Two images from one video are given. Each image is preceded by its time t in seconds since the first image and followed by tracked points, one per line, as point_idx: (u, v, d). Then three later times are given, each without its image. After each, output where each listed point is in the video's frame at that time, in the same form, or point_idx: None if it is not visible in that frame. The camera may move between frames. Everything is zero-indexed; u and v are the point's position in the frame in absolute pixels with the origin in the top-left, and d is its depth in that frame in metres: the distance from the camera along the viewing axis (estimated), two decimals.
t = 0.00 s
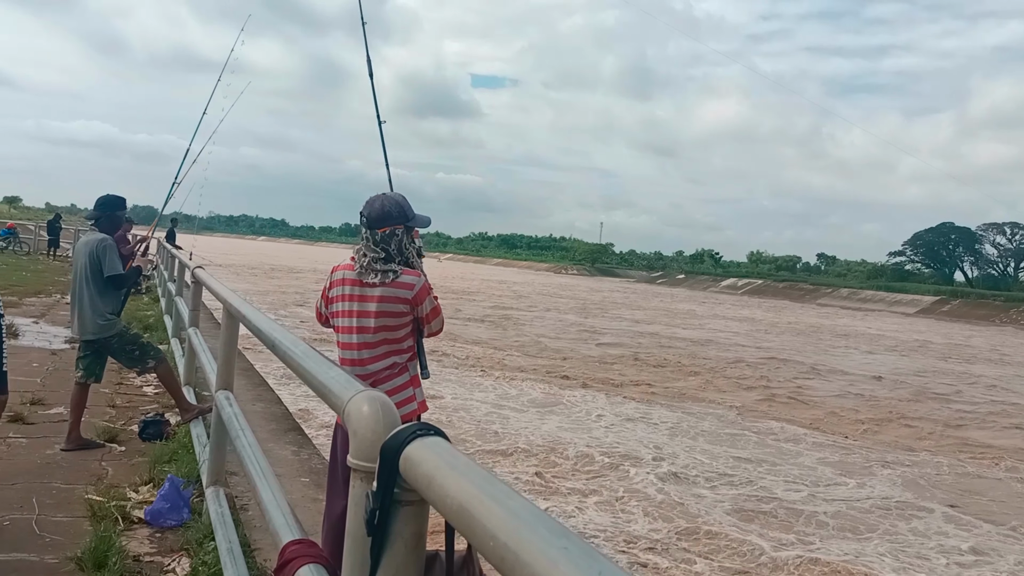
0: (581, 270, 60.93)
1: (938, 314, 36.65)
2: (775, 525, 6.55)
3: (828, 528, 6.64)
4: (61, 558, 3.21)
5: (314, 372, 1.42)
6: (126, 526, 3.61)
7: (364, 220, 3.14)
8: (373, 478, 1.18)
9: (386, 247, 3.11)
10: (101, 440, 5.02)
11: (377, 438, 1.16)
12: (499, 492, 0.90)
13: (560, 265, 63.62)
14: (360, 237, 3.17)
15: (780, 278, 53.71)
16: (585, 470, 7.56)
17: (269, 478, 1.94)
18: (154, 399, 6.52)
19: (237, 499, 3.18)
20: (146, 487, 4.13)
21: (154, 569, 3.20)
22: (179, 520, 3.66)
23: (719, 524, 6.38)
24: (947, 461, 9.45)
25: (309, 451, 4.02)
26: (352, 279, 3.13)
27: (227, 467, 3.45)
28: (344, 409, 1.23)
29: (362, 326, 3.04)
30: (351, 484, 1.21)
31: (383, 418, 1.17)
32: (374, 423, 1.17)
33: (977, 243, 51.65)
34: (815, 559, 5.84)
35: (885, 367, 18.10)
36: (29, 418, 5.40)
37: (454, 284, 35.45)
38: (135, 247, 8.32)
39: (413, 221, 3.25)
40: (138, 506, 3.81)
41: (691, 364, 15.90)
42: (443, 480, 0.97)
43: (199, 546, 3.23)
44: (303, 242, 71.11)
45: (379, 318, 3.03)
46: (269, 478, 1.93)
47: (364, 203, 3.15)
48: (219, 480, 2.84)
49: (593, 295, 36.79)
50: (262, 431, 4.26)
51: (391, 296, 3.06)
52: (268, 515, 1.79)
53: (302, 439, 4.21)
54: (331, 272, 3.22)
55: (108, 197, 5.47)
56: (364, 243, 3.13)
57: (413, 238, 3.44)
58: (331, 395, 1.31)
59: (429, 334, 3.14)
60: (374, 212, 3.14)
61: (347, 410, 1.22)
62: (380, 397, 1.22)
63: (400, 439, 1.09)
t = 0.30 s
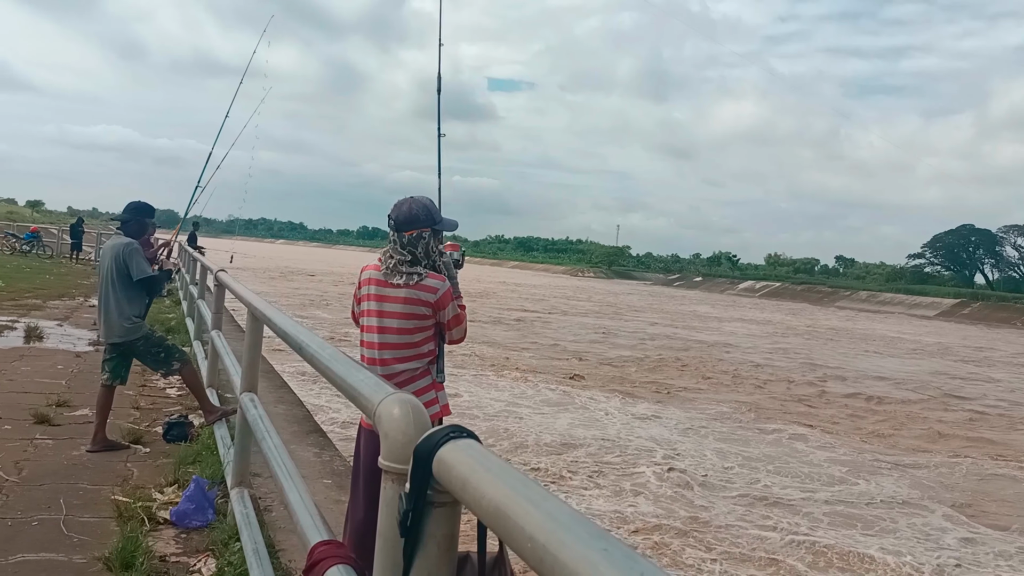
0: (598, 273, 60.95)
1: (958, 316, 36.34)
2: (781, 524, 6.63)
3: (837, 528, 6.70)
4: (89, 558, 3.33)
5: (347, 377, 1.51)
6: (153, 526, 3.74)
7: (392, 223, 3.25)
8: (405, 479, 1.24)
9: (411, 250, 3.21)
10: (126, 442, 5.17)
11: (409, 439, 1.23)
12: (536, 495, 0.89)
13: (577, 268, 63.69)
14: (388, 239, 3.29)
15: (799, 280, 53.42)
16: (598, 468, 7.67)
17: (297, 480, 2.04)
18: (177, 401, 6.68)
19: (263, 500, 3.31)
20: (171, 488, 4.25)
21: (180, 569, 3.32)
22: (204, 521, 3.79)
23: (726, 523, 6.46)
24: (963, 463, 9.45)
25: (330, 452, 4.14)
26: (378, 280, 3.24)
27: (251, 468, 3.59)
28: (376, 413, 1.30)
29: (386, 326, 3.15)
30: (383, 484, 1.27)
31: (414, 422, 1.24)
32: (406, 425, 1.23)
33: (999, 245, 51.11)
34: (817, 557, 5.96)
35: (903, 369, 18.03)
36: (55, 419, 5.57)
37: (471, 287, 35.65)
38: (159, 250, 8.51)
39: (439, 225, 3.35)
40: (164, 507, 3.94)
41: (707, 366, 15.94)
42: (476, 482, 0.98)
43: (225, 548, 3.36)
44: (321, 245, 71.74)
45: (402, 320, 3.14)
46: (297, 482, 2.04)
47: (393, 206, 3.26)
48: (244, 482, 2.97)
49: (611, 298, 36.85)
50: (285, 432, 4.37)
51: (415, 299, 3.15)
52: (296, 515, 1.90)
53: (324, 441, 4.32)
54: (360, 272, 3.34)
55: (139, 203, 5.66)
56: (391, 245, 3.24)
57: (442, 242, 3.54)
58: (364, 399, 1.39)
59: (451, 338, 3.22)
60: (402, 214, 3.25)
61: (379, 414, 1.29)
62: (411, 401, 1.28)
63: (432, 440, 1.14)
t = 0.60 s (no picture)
0: (615, 276, 60.85)
1: (980, 320, 35.94)
2: (802, 528, 6.60)
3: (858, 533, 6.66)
4: (114, 558, 3.42)
5: (372, 379, 1.57)
6: (177, 527, 3.82)
7: (415, 225, 3.32)
8: (432, 480, 1.29)
9: (433, 252, 3.27)
10: (150, 443, 5.27)
11: (435, 441, 1.28)
12: (564, 494, 0.94)
13: (594, 271, 63.62)
14: (412, 240, 3.36)
15: (818, 284, 53.02)
16: (612, 471, 7.72)
17: (320, 481, 2.11)
18: (199, 403, 6.79)
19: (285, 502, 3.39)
20: (194, 489, 4.34)
21: (204, 569, 3.40)
22: (227, 522, 3.87)
23: (746, 528, 6.45)
24: (982, 468, 9.39)
25: (351, 454, 4.21)
26: (401, 281, 3.31)
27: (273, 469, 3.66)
28: (403, 415, 1.36)
29: (408, 327, 3.22)
30: (411, 486, 1.32)
31: (441, 423, 1.29)
32: (432, 427, 1.29)
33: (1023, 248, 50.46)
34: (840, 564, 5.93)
35: (921, 373, 17.89)
36: (79, 421, 5.69)
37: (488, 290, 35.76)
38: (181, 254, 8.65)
39: (462, 227, 3.41)
40: (189, 508, 4.03)
41: (724, 369, 15.93)
42: (504, 481, 1.03)
43: (248, 549, 3.43)
44: (339, 248, 72.21)
45: (424, 321, 3.20)
46: (321, 483, 2.10)
47: (416, 208, 3.34)
48: (267, 484, 3.04)
49: (627, 301, 36.80)
50: (306, 434, 4.46)
51: (436, 300, 3.21)
52: (321, 516, 1.96)
53: (344, 443, 4.40)
54: (385, 274, 3.42)
55: (164, 208, 5.77)
56: (414, 247, 3.31)
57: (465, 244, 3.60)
58: (390, 400, 1.45)
59: (472, 340, 3.26)
60: (424, 217, 3.32)
61: (406, 415, 1.35)
62: (438, 403, 1.34)
63: (460, 443, 1.19)
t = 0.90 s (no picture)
0: (632, 280, 60.72)
1: (1003, 325, 35.50)
2: (815, 530, 6.61)
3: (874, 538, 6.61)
4: (138, 560, 3.49)
5: (395, 383, 1.61)
6: (199, 529, 3.89)
7: (437, 229, 3.37)
8: (456, 484, 1.33)
9: (455, 256, 3.31)
10: (172, 446, 5.36)
11: (460, 446, 1.32)
12: (590, 499, 0.97)
13: (611, 275, 63.52)
14: (434, 245, 3.41)
15: (838, 288, 52.57)
16: (628, 472, 7.76)
17: (342, 484, 2.15)
18: (220, 406, 6.88)
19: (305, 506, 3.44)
20: (216, 492, 4.42)
21: (226, 571, 3.46)
22: (249, 525, 3.94)
23: (759, 529, 6.45)
24: (1002, 473, 9.31)
25: (371, 458, 4.26)
26: (423, 285, 3.36)
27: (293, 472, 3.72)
28: (428, 419, 1.40)
29: (428, 331, 3.27)
30: (435, 490, 1.36)
31: (465, 427, 1.33)
32: (457, 432, 1.32)
33: None
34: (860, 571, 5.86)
35: (942, 378, 17.70)
36: (103, 424, 5.78)
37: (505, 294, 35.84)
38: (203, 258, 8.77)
39: (484, 232, 3.45)
40: (211, 511, 4.10)
41: (741, 373, 15.88)
42: (531, 487, 1.06)
43: (269, 551, 3.49)
44: (357, 253, 72.64)
45: (444, 325, 3.25)
46: (344, 486, 2.14)
47: (439, 213, 3.39)
48: (288, 487, 3.09)
49: (644, 305, 36.73)
50: (326, 438, 4.52)
51: (456, 305, 3.25)
52: (343, 519, 2.00)
53: (364, 447, 4.45)
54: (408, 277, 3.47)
55: (187, 213, 5.86)
56: (436, 252, 3.36)
57: (489, 249, 3.63)
58: (414, 404, 1.49)
59: (492, 345, 3.30)
60: (447, 222, 3.37)
61: (431, 419, 1.38)
62: (462, 407, 1.37)
63: (485, 447, 1.22)
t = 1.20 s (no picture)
0: (646, 284, 60.55)
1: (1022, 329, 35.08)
2: (827, 531, 6.59)
3: (896, 541, 6.52)
4: (155, 562, 3.51)
5: (411, 384, 1.61)
6: (216, 531, 3.91)
7: (454, 231, 3.38)
8: (472, 485, 1.33)
9: (471, 258, 3.32)
10: (189, 448, 5.39)
11: (476, 448, 1.32)
12: (608, 501, 0.96)
13: (626, 279, 63.40)
14: (452, 247, 3.42)
15: (854, 293, 52.17)
16: (640, 472, 7.76)
17: (358, 486, 2.16)
18: (236, 408, 6.93)
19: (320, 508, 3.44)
20: (232, 494, 4.44)
21: (242, 573, 3.48)
22: (265, 527, 3.95)
23: (771, 529, 6.43)
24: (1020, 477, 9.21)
25: (386, 461, 4.27)
26: (440, 288, 3.37)
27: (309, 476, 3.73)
28: (443, 422, 1.40)
29: (444, 333, 3.28)
30: (452, 493, 1.36)
31: (481, 429, 1.33)
32: (473, 434, 1.32)
33: None
34: (875, 572, 5.81)
35: (960, 383, 17.52)
36: (120, 426, 5.83)
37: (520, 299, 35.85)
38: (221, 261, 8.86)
39: (501, 235, 3.45)
40: (227, 513, 4.12)
41: (756, 378, 15.81)
42: (549, 489, 1.05)
43: (285, 553, 3.50)
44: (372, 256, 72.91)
45: (459, 327, 3.25)
46: (359, 489, 2.15)
47: (456, 216, 3.41)
48: (304, 489, 3.10)
49: (659, 309, 36.64)
50: (342, 440, 4.53)
51: (471, 307, 3.24)
52: (358, 523, 2.00)
53: (379, 450, 4.46)
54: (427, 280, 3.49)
55: (206, 217, 5.92)
56: (454, 254, 3.37)
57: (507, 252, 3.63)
58: (430, 405, 1.49)
59: (507, 348, 3.29)
60: (464, 224, 3.38)
61: (447, 421, 1.38)
62: (478, 410, 1.37)
63: (502, 449, 1.22)
